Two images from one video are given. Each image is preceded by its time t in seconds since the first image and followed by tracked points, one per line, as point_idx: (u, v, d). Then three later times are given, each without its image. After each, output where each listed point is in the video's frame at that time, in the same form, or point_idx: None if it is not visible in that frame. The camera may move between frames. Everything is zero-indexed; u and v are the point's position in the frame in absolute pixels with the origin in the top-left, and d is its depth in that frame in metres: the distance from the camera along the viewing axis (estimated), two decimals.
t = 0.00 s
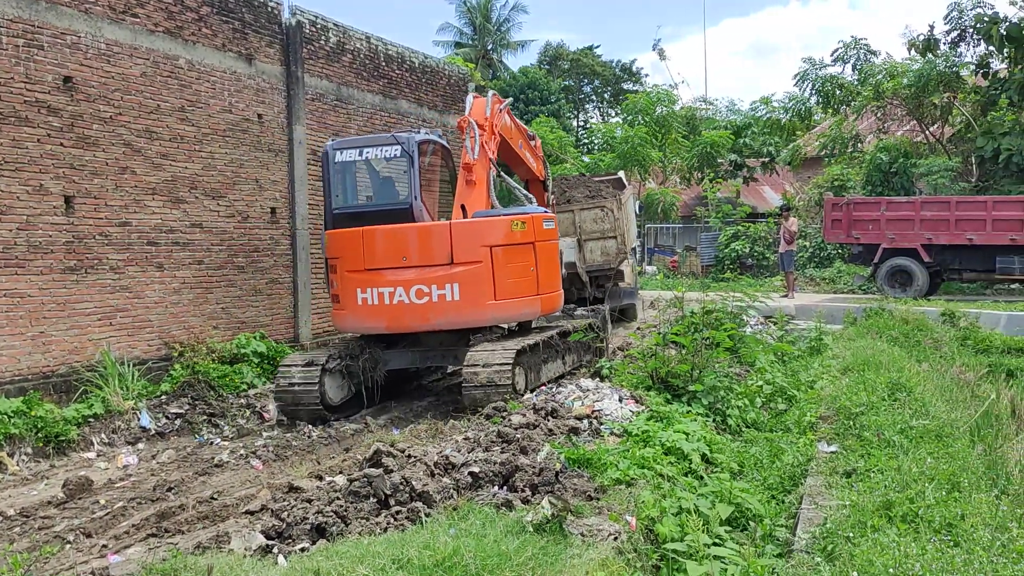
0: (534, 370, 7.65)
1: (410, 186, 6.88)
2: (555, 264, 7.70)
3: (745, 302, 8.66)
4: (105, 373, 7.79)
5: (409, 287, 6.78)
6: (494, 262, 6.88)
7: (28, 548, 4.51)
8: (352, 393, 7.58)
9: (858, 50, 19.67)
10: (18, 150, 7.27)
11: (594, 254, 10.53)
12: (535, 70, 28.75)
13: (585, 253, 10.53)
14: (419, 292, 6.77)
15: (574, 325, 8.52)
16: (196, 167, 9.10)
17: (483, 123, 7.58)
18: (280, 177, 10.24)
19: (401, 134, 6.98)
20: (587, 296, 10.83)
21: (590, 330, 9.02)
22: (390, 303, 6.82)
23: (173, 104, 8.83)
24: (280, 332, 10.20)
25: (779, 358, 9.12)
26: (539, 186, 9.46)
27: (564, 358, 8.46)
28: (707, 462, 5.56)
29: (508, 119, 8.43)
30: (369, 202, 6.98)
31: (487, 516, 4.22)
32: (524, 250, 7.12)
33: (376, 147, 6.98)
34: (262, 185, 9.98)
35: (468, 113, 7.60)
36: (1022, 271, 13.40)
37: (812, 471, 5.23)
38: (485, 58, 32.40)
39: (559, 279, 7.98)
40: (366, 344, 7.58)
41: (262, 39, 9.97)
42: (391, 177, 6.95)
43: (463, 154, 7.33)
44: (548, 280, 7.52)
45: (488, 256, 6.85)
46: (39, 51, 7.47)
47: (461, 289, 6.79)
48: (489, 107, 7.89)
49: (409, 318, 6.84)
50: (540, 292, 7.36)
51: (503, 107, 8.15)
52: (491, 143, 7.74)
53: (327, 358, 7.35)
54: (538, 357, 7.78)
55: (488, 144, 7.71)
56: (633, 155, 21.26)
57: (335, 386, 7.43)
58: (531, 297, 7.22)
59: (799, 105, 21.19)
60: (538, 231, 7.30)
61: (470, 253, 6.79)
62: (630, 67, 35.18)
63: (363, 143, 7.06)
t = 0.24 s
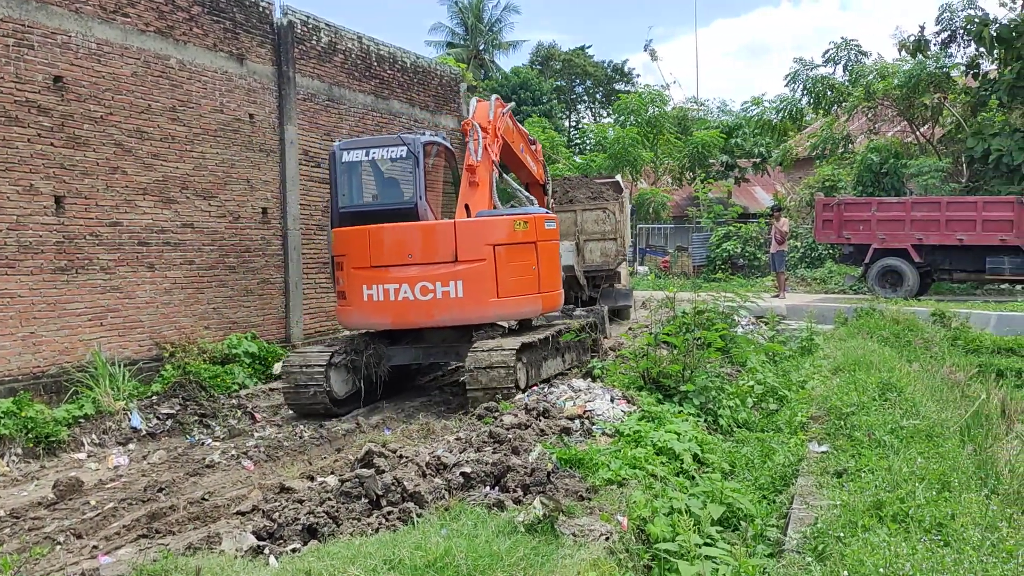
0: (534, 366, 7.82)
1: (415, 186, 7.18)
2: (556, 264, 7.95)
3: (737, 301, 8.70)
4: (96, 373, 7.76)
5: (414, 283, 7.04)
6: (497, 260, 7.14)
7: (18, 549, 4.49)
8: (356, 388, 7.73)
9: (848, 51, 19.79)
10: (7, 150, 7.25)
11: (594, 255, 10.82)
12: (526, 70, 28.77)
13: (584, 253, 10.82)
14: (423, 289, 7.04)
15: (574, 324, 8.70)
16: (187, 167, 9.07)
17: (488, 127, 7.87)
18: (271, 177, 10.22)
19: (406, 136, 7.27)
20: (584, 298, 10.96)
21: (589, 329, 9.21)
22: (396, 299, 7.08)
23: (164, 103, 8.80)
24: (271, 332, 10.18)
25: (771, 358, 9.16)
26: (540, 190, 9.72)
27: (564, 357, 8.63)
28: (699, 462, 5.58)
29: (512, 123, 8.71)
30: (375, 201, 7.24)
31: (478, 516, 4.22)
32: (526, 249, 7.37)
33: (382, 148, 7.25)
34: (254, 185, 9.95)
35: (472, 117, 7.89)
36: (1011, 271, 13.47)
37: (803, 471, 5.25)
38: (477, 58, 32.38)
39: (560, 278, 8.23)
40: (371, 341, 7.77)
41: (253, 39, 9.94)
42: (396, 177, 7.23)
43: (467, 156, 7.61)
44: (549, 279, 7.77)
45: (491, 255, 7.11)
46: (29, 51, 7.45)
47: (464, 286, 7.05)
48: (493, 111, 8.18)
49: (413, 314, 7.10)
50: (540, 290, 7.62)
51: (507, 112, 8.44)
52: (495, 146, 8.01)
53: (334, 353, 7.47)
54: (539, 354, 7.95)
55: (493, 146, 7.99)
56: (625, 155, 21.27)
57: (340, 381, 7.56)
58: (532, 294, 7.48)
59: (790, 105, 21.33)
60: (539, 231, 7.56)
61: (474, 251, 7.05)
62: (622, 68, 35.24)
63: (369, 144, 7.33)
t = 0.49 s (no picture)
0: (534, 362, 8.01)
1: (422, 184, 7.54)
2: (557, 264, 8.27)
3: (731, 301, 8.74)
4: (89, 374, 7.73)
5: (421, 279, 7.32)
6: (501, 258, 7.44)
7: (12, 549, 4.47)
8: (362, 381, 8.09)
9: (842, 51, 19.86)
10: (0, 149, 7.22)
11: (594, 250, 11.21)
12: (521, 70, 28.77)
13: (586, 249, 11.21)
14: (430, 284, 7.32)
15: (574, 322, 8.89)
16: (181, 167, 9.04)
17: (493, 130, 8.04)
18: (265, 177, 10.19)
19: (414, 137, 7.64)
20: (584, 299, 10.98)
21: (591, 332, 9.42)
22: (403, 294, 7.35)
23: (158, 103, 8.78)
24: (265, 332, 10.17)
25: (764, 357, 9.19)
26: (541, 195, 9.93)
27: (563, 355, 8.82)
28: (693, 461, 5.60)
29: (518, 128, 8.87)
30: (384, 199, 7.59)
31: (473, 516, 4.23)
32: (528, 248, 7.69)
33: (392, 148, 7.61)
34: (247, 185, 9.93)
35: (478, 119, 8.05)
36: (1004, 271, 13.49)
37: (797, 470, 5.27)
38: (471, 57, 32.35)
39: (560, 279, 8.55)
40: (378, 336, 8.14)
41: (247, 38, 9.93)
42: (404, 176, 7.58)
43: (473, 158, 7.79)
44: (550, 278, 8.08)
45: (495, 253, 7.41)
46: (22, 50, 7.42)
47: (469, 282, 7.33)
48: (499, 116, 8.36)
49: (419, 309, 7.37)
50: (542, 289, 7.91)
51: (513, 117, 8.63)
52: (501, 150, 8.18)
53: (341, 346, 7.89)
54: (539, 351, 8.16)
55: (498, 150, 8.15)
56: (619, 155, 21.27)
57: (346, 373, 7.94)
58: (534, 292, 7.77)
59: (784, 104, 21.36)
60: (541, 232, 7.88)
61: (479, 249, 7.35)
62: (616, 67, 35.25)
63: (379, 144, 7.68)
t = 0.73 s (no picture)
0: (535, 360, 8.08)
1: (427, 184, 7.59)
2: (560, 263, 8.29)
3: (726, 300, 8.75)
4: (84, 373, 7.72)
5: (425, 275, 7.34)
6: (505, 256, 7.46)
7: (7, 549, 4.46)
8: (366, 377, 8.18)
9: (837, 51, 19.92)
10: None
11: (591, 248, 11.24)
12: (516, 69, 28.77)
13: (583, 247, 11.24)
14: (434, 281, 7.34)
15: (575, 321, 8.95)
16: (176, 166, 9.02)
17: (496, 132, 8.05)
18: (260, 176, 10.18)
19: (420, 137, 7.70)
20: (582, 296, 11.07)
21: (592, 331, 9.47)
22: (407, 290, 7.37)
23: (153, 102, 8.75)
24: (260, 331, 10.15)
25: (760, 356, 9.21)
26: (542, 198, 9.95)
27: (564, 353, 8.88)
28: (688, 460, 5.61)
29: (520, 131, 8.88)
30: (390, 198, 7.65)
31: (469, 516, 4.23)
32: (532, 247, 7.71)
33: (398, 147, 7.68)
34: (242, 184, 9.91)
35: (483, 121, 8.07)
36: (999, 271, 13.55)
37: (792, 469, 5.28)
38: (466, 57, 32.35)
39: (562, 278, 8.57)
40: (382, 332, 8.30)
41: (242, 37, 9.91)
42: (410, 175, 7.64)
43: (476, 158, 7.81)
44: (553, 277, 8.10)
45: (499, 251, 7.43)
46: (17, 49, 7.40)
47: (473, 279, 7.35)
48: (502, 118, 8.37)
49: (423, 305, 7.39)
50: (545, 287, 7.94)
51: (516, 119, 8.64)
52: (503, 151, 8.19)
53: (345, 342, 7.97)
54: (540, 348, 8.22)
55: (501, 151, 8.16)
56: (614, 154, 21.26)
57: (350, 369, 8.02)
58: (537, 291, 7.80)
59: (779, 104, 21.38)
60: (545, 230, 7.90)
61: (483, 247, 7.37)
62: (611, 67, 35.26)
63: (385, 143, 7.75)
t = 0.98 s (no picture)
0: (533, 359, 8.12)
1: (426, 184, 7.60)
2: (558, 263, 8.31)
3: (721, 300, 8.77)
4: (79, 373, 7.70)
5: (424, 275, 7.34)
6: (504, 256, 7.47)
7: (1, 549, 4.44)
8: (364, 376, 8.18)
9: (832, 51, 19.97)
10: None
11: (585, 246, 11.71)
12: (511, 69, 28.77)
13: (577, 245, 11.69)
14: (433, 281, 7.34)
15: (573, 320, 8.99)
16: (171, 165, 9.00)
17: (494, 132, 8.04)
18: (255, 176, 10.16)
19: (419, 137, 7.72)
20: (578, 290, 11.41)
21: (589, 331, 9.49)
22: (406, 290, 7.37)
23: (147, 101, 8.73)
24: (255, 331, 10.13)
25: (755, 356, 9.23)
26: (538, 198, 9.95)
27: (562, 352, 8.92)
28: (684, 460, 5.63)
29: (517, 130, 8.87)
30: (388, 198, 7.65)
31: (464, 515, 4.23)
32: (531, 246, 7.72)
33: (396, 148, 7.69)
34: (237, 184, 9.89)
35: (481, 121, 8.04)
36: (993, 271, 13.59)
37: (788, 469, 5.29)
38: (461, 56, 32.34)
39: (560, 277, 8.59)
40: (380, 332, 8.31)
41: (238, 36, 9.89)
42: (408, 175, 7.65)
43: (474, 159, 7.81)
44: (551, 276, 8.12)
45: (498, 251, 7.44)
46: (11, 48, 7.38)
47: (473, 279, 7.36)
48: (500, 118, 8.36)
49: (422, 305, 7.39)
50: (543, 287, 7.95)
51: (513, 118, 8.63)
52: (501, 151, 8.19)
53: (344, 341, 7.97)
54: (537, 347, 8.26)
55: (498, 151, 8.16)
56: (609, 153, 21.23)
57: (349, 368, 8.03)
58: (536, 290, 7.81)
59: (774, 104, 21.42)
60: (543, 230, 7.92)
61: (482, 247, 7.38)
62: (607, 66, 35.28)
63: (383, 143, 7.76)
